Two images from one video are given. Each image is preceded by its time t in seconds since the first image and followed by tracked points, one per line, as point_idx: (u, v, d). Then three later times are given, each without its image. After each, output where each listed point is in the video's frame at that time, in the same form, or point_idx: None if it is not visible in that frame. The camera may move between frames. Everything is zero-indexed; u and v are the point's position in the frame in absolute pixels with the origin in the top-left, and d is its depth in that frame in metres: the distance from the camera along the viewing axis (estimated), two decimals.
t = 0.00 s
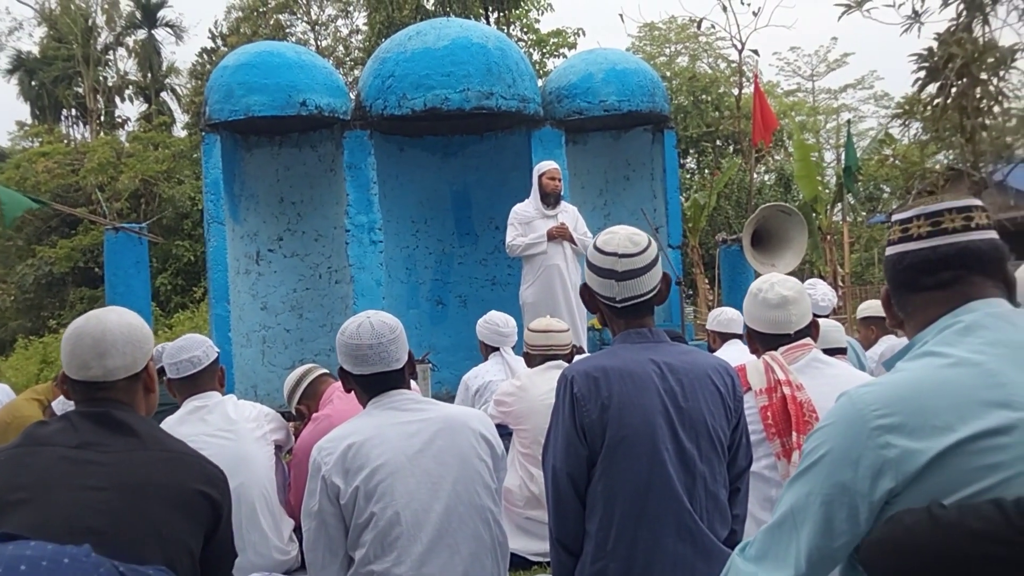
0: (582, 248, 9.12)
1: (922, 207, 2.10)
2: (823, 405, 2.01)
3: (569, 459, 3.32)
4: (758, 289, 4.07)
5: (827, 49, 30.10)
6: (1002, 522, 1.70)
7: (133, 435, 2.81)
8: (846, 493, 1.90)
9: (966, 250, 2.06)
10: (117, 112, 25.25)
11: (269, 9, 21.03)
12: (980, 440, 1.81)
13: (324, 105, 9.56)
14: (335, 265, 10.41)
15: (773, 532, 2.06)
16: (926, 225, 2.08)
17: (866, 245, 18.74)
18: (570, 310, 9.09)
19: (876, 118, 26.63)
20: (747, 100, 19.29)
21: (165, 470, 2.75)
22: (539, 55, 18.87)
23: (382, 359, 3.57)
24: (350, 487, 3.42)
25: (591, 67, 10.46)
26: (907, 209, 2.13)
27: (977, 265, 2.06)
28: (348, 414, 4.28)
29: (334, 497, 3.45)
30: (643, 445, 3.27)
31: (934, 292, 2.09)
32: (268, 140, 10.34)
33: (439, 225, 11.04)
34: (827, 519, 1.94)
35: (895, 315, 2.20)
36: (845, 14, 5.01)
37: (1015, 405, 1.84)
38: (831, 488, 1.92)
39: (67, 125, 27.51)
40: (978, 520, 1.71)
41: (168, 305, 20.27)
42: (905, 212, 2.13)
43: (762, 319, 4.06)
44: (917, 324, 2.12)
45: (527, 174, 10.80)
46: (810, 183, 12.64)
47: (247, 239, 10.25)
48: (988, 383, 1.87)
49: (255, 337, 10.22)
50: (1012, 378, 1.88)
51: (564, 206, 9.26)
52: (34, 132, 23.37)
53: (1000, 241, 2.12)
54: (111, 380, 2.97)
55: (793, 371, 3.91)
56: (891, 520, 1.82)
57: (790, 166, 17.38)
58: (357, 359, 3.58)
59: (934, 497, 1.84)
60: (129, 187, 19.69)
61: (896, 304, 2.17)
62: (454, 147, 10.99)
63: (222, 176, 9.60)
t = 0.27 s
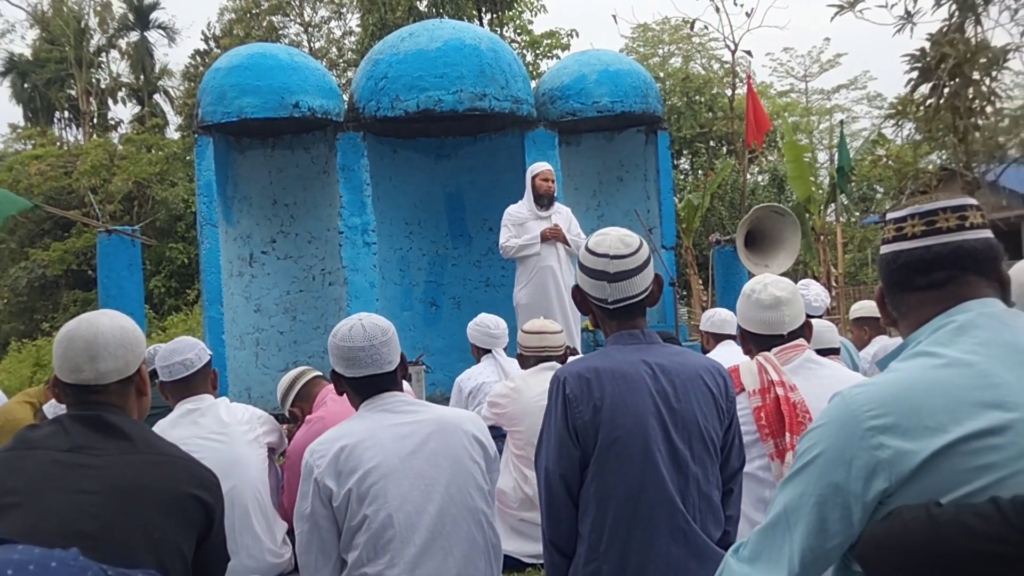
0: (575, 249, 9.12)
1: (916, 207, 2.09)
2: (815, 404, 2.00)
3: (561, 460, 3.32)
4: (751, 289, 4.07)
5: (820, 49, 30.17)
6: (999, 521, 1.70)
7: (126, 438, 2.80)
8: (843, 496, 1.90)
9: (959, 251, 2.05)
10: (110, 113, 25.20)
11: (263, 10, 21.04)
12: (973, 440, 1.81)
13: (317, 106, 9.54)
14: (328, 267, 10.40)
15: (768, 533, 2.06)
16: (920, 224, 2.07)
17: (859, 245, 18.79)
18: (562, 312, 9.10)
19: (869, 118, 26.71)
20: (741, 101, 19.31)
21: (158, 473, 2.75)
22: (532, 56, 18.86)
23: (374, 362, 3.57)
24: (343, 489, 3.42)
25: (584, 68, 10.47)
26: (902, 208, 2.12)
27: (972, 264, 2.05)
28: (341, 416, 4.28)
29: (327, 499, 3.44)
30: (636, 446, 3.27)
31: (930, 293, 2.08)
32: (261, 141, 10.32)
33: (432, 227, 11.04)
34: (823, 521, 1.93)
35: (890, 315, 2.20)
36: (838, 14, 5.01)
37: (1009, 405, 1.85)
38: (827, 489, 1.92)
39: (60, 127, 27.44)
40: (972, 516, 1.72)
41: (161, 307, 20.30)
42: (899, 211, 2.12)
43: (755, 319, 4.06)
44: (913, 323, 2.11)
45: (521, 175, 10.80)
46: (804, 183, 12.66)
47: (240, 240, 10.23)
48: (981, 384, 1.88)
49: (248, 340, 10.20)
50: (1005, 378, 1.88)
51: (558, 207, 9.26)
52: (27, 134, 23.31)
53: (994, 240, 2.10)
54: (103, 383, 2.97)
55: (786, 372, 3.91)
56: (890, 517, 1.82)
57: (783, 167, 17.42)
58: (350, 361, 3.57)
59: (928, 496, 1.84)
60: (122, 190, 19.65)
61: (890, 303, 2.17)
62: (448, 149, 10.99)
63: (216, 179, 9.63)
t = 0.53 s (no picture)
0: (567, 247, 9.12)
1: (915, 200, 2.09)
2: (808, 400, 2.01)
3: (553, 457, 3.32)
4: (743, 287, 4.08)
5: (811, 48, 30.25)
6: (999, 523, 1.69)
7: (117, 435, 2.79)
8: (836, 491, 1.90)
9: (956, 246, 2.06)
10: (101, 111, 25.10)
11: (254, 9, 21.00)
12: (966, 435, 1.82)
13: (309, 104, 9.53)
14: (321, 265, 10.39)
15: (761, 529, 2.06)
16: (918, 218, 2.07)
17: (852, 244, 18.83)
18: (555, 310, 9.10)
19: (861, 116, 26.79)
20: (733, 99, 19.34)
21: (150, 471, 2.74)
22: (525, 54, 18.85)
23: (366, 359, 3.56)
24: (335, 487, 3.41)
25: (576, 66, 10.47)
26: (901, 202, 2.13)
27: (971, 260, 2.06)
28: (334, 414, 4.27)
29: (319, 496, 3.44)
30: (629, 443, 3.27)
31: (929, 288, 2.08)
32: (253, 139, 10.32)
33: (425, 225, 11.03)
34: (816, 517, 1.93)
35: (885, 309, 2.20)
36: (830, 12, 5.01)
37: (1003, 401, 1.85)
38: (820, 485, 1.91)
39: (51, 125, 27.33)
40: (969, 516, 1.72)
41: (153, 306, 20.28)
42: (897, 205, 2.13)
43: (748, 317, 4.06)
44: (911, 316, 2.11)
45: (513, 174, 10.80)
46: (795, 182, 12.68)
47: (233, 239, 10.21)
48: (974, 379, 1.88)
49: (241, 338, 10.19)
50: (997, 373, 1.89)
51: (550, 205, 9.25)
52: (18, 132, 23.21)
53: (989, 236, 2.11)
54: (94, 381, 2.96)
55: (779, 369, 3.92)
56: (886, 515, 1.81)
57: (776, 166, 17.45)
58: (343, 358, 3.57)
59: (919, 491, 1.84)
60: (114, 188, 19.58)
61: (886, 297, 2.17)
62: (440, 147, 10.98)
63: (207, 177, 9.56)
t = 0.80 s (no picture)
0: (560, 245, 9.12)
1: (927, 192, 2.08)
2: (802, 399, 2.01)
3: (545, 455, 3.31)
4: (735, 284, 4.08)
5: (803, 47, 30.34)
6: (991, 520, 1.70)
7: (108, 432, 2.78)
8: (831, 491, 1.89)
9: (968, 240, 2.07)
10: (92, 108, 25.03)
11: (247, 6, 20.97)
12: (960, 431, 1.82)
13: (302, 101, 9.49)
14: (313, 263, 10.30)
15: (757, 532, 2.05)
16: (934, 210, 2.06)
17: (844, 243, 18.88)
18: (547, 308, 9.11)
19: (852, 116, 26.89)
20: (726, 99, 19.38)
21: (141, 468, 2.73)
22: (518, 53, 18.86)
23: (358, 356, 3.56)
24: (327, 484, 3.41)
25: (569, 65, 10.48)
26: (909, 192, 2.11)
27: (976, 256, 2.08)
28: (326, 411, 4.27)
29: (311, 493, 3.43)
30: (621, 441, 3.27)
31: (942, 282, 2.06)
32: (246, 137, 10.31)
33: (418, 223, 11.02)
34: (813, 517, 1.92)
35: (882, 298, 2.14)
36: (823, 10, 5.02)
37: (998, 396, 1.86)
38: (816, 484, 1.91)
39: (42, 122, 27.25)
40: (960, 515, 1.72)
41: (145, 303, 20.28)
42: (908, 196, 2.10)
43: (739, 315, 4.06)
44: (917, 307, 2.08)
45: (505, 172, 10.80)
46: (788, 181, 12.70)
47: (224, 236, 10.20)
48: (970, 375, 1.89)
49: (232, 335, 10.18)
50: (992, 370, 1.90)
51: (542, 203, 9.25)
52: (9, 129, 23.14)
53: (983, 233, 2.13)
54: (84, 377, 2.95)
55: (770, 367, 3.93)
56: (872, 515, 1.82)
57: (768, 165, 17.48)
58: (334, 355, 3.56)
59: (917, 488, 1.84)
60: (106, 185, 19.53)
61: (885, 286, 2.12)
62: (432, 146, 10.98)
63: (199, 174, 9.57)
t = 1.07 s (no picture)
0: (544, 240, 9.12)
1: (911, 190, 2.12)
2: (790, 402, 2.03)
3: (529, 451, 3.33)
4: (717, 282, 4.11)
5: (788, 43, 30.40)
6: (965, 520, 1.71)
7: (89, 426, 2.78)
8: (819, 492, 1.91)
9: (950, 238, 2.11)
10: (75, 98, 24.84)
11: None
12: (944, 431, 1.84)
13: (287, 94, 9.47)
14: (297, 257, 10.32)
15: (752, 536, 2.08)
16: (919, 207, 2.09)
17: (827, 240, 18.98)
18: (530, 303, 9.13)
19: (837, 113, 26.99)
20: (711, 94, 19.42)
21: (122, 462, 2.72)
22: (504, 47, 18.82)
23: (341, 351, 3.57)
24: (309, 479, 3.41)
25: (555, 60, 10.48)
26: (892, 189, 2.14)
27: (958, 252, 2.12)
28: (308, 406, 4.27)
29: (293, 488, 3.43)
30: (605, 436, 3.29)
31: (928, 280, 2.09)
32: (230, 130, 10.26)
33: (402, 217, 11.01)
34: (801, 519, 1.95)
35: (864, 296, 2.15)
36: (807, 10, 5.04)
37: (985, 396, 1.87)
38: (803, 486, 1.93)
39: (25, 113, 27.04)
40: (935, 515, 1.74)
41: (127, 296, 20.20)
42: (891, 193, 2.13)
43: (721, 312, 4.09)
44: (901, 304, 2.10)
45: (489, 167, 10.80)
46: (772, 177, 12.74)
47: (208, 229, 10.16)
48: (951, 375, 1.91)
49: (216, 329, 10.15)
50: (977, 369, 1.92)
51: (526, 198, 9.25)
52: None
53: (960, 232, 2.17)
54: (66, 370, 2.94)
55: (752, 364, 3.95)
56: (850, 515, 1.84)
57: (752, 161, 17.55)
58: (318, 349, 3.57)
59: (904, 488, 1.86)
60: (89, 177, 19.40)
61: (870, 285, 2.13)
62: (418, 139, 10.96)
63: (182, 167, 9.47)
